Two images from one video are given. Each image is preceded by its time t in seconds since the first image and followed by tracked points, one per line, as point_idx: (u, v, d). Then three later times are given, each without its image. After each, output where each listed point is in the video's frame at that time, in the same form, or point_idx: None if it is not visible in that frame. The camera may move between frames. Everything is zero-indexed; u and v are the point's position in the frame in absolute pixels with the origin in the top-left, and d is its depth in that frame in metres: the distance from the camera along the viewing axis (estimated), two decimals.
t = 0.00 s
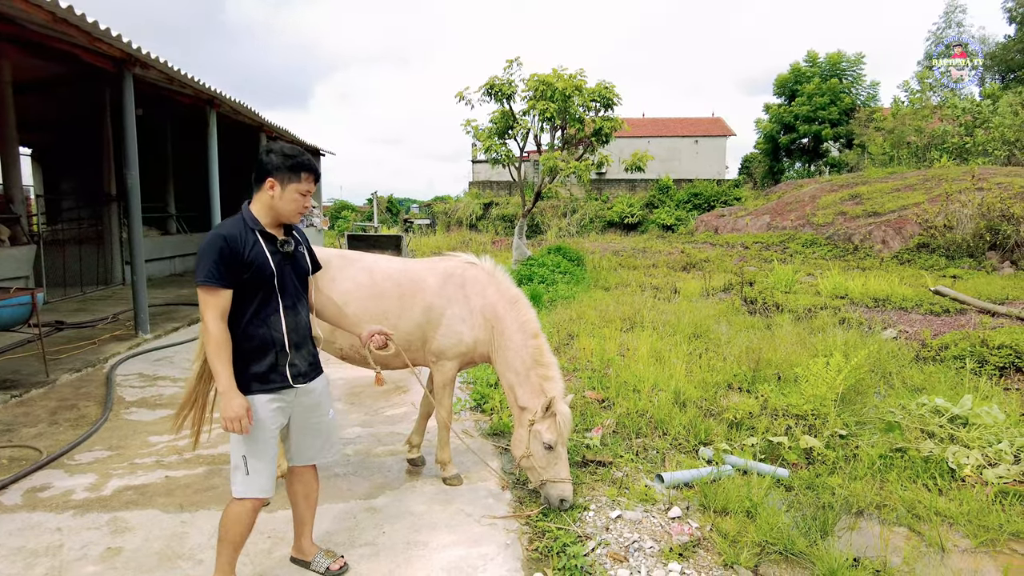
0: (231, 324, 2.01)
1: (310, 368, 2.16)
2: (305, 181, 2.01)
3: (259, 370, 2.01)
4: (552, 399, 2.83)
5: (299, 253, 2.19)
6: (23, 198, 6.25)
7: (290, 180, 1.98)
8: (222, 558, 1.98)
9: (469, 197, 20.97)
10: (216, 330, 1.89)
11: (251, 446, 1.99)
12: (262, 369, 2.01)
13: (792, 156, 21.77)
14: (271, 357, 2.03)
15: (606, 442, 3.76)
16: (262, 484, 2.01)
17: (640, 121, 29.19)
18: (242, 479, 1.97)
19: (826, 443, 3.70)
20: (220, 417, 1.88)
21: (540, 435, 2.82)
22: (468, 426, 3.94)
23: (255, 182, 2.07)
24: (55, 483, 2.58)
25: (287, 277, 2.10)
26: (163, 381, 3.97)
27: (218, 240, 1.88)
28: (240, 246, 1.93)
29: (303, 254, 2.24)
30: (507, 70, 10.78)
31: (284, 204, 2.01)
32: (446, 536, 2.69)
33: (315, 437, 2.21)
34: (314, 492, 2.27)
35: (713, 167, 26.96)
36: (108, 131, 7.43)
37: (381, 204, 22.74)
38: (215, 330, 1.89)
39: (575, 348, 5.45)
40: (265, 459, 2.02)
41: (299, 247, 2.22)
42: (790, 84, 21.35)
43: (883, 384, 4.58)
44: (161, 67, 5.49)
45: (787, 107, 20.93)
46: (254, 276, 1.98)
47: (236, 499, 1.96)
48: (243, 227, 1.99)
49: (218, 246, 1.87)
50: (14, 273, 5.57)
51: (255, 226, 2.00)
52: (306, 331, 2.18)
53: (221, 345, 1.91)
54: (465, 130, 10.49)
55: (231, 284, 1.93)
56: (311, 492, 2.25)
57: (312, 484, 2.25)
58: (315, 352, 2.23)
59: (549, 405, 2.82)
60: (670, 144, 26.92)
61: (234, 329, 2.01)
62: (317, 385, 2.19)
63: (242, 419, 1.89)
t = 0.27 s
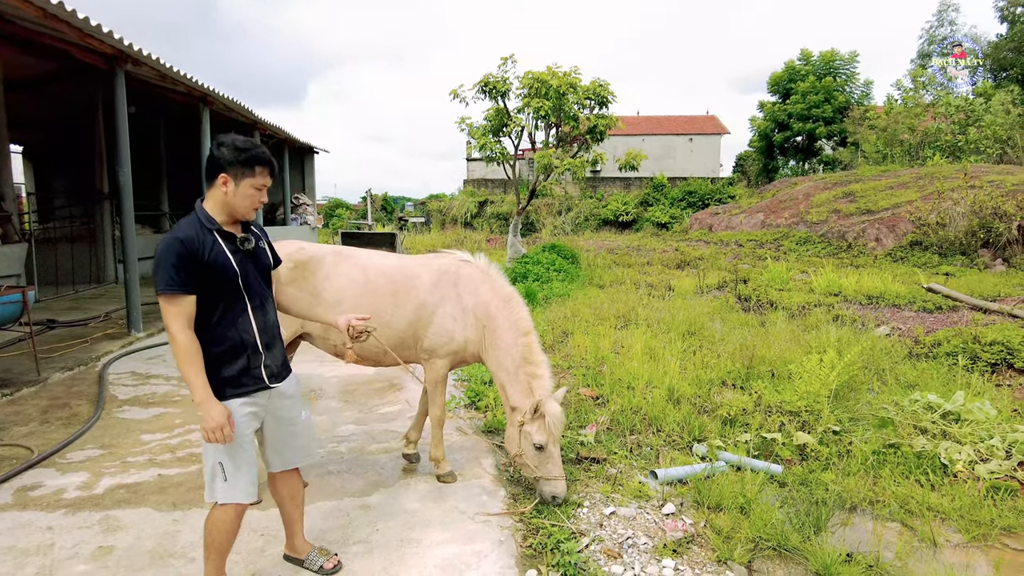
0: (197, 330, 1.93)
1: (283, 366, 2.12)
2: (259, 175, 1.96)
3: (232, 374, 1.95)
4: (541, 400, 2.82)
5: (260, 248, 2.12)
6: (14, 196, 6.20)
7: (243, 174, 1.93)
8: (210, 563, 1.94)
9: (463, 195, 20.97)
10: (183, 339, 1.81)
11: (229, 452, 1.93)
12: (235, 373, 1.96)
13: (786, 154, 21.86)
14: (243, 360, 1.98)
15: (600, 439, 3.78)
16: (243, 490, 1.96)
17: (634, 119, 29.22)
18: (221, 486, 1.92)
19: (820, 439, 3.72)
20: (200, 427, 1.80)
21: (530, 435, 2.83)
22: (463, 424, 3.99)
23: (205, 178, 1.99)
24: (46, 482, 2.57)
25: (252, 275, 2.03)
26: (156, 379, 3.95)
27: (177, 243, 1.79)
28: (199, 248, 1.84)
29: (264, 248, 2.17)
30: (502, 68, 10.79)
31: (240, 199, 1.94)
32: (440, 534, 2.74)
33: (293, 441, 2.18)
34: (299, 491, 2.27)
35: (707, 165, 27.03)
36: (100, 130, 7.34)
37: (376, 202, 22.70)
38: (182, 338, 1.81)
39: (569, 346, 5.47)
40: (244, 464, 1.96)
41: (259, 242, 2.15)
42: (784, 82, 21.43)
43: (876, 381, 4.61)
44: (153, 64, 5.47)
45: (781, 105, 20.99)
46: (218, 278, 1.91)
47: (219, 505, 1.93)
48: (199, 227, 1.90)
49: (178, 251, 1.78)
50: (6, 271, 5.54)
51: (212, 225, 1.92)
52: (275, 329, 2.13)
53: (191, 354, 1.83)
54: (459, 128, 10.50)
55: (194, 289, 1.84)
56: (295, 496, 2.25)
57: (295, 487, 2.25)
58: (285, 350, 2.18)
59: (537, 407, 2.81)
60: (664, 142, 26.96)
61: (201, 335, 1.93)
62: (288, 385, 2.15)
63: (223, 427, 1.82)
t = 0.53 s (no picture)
0: (149, 334, 1.87)
1: (241, 365, 2.10)
2: (205, 166, 1.88)
3: (191, 377, 1.91)
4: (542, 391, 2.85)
5: (211, 244, 2.06)
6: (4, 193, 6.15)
7: (189, 166, 1.84)
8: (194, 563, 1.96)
9: (458, 192, 20.94)
10: (134, 346, 1.75)
11: (197, 454, 1.92)
12: (195, 375, 1.92)
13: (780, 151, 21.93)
14: (202, 362, 1.94)
15: (593, 436, 3.80)
16: (214, 490, 1.96)
17: (629, 116, 29.21)
18: (191, 487, 1.91)
19: (812, 435, 3.74)
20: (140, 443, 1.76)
21: (529, 426, 2.84)
22: (457, 421, 4.05)
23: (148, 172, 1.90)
24: (37, 480, 2.58)
25: (206, 273, 1.98)
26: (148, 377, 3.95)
27: (123, 246, 1.72)
28: (148, 250, 1.77)
29: (216, 243, 2.10)
30: (496, 64, 10.77)
31: (188, 193, 1.87)
32: (434, 530, 2.79)
33: (262, 437, 2.17)
34: (279, 489, 2.29)
35: (701, 162, 27.07)
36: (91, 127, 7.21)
37: (370, 200, 22.64)
38: (132, 345, 1.75)
39: (563, 343, 5.50)
40: (213, 465, 1.96)
41: (210, 237, 2.08)
42: (778, 80, 21.48)
43: (869, 377, 4.64)
44: (144, 60, 5.44)
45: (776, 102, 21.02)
46: (171, 278, 1.84)
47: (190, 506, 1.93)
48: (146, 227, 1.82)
49: (124, 254, 1.71)
50: None
51: (160, 223, 1.84)
52: (232, 327, 2.10)
53: (143, 361, 1.77)
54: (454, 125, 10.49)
55: (144, 293, 1.78)
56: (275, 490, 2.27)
57: (274, 483, 2.26)
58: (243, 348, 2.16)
59: (540, 398, 2.81)
60: (659, 139, 26.97)
61: (155, 339, 1.87)
62: (248, 384, 2.12)
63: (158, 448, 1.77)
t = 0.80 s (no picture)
0: (106, 327, 1.88)
1: (208, 366, 2.08)
2: (172, 158, 1.87)
3: (149, 374, 1.92)
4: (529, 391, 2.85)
5: (181, 240, 2.06)
6: None
7: (155, 158, 1.84)
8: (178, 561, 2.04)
9: (453, 189, 20.95)
10: (81, 340, 1.75)
11: (159, 453, 1.92)
12: (151, 374, 1.92)
13: (774, 149, 22.01)
14: (160, 360, 1.94)
15: (587, 433, 3.83)
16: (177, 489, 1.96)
17: (623, 113, 29.23)
18: (154, 487, 1.92)
19: (805, 432, 3.76)
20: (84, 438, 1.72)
21: (519, 427, 2.84)
22: (451, 419, 4.08)
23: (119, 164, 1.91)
24: (29, 479, 2.69)
25: (171, 271, 1.98)
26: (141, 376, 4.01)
27: (77, 238, 1.73)
28: (104, 243, 1.79)
29: (189, 240, 2.10)
30: (491, 61, 10.75)
31: (154, 186, 1.86)
32: (427, 528, 2.82)
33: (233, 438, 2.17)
34: (241, 490, 2.31)
35: (696, 160, 27.12)
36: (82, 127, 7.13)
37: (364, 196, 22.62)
38: (81, 339, 1.75)
39: (558, 340, 5.52)
40: (177, 465, 1.96)
41: (184, 233, 2.08)
42: (773, 77, 21.54)
43: (861, 374, 4.67)
44: (136, 57, 5.44)
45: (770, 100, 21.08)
46: (128, 274, 1.85)
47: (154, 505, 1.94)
48: (108, 220, 1.84)
49: (77, 246, 1.73)
50: None
51: (123, 216, 1.86)
52: (200, 326, 2.09)
53: (92, 355, 1.77)
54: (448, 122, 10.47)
55: (99, 286, 1.79)
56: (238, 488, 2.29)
57: (238, 483, 2.28)
58: (212, 348, 2.14)
59: (526, 397, 2.83)
60: (653, 137, 27.00)
61: (111, 333, 1.88)
62: (218, 385, 2.12)
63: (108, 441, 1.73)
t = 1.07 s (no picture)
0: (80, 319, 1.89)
1: (182, 371, 2.06)
2: (170, 159, 1.90)
3: (118, 372, 1.91)
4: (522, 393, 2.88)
5: (171, 242, 2.05)
6: None
7: (152, 158, 1.87)
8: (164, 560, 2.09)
9: (447, 187, 20.94)
10: (49, 329, 1.76)
11: (134, 453, 1.93)
12: (120, 372, 1.91)
13: (768, 147, 22.08)
14: (131, 359, 1.94)
15: (581, 431, 3.85)
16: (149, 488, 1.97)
17: (617, 111, 29.25)
18: (127, 486, 1.93)
19: (798, 430, 3.79)
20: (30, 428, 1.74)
21: (512, 428, 2.87)
22: (445, 417, 4.10)
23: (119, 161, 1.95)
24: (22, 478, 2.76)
25: (155, 271, 1.97)
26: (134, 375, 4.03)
27: (62, 228, 1.76)
28: (87, 236, 1.81)
29: (180, 242, 2.10)
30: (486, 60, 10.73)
31: (150, 186, 1.89)
32: (421, 527, 2.83)
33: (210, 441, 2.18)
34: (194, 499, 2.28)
35: (690, 158, 27.17)
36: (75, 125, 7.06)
37: (359, 194, 22.57)
38: (49, 327, 1.76)
39: (552, 339, 5.53)
40: (151, 465, 1.97)
41: (176, 235, 2.08)
42: (767, 75, 21.59)
43: (854, 372, 4.70)
44: (128, 54, 5.42)
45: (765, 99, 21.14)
46: (107, 269, 1.85)
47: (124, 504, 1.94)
48: (99, 213, 1.87)
49: (61, 236, 1.75)
50: None
51: (114, 211, 1.89)
52: (180, 330, 2.07)
53: (55, 345, 1.78)
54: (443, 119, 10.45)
55: (79, 278, 1.80)
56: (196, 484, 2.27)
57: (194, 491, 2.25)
58: (190, 354, 2.12)
59: (518, 400, 2.85)
60: (647, 135, 27.03)
61: (85, 326, 1.89)
62: (196, 389, 2.12)
63: (52, 432, 1.75)
